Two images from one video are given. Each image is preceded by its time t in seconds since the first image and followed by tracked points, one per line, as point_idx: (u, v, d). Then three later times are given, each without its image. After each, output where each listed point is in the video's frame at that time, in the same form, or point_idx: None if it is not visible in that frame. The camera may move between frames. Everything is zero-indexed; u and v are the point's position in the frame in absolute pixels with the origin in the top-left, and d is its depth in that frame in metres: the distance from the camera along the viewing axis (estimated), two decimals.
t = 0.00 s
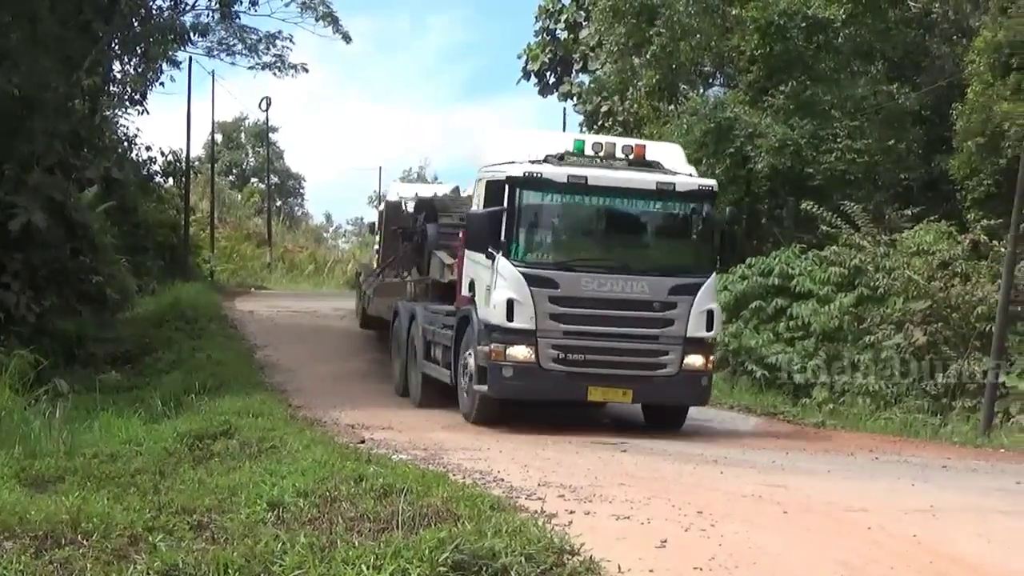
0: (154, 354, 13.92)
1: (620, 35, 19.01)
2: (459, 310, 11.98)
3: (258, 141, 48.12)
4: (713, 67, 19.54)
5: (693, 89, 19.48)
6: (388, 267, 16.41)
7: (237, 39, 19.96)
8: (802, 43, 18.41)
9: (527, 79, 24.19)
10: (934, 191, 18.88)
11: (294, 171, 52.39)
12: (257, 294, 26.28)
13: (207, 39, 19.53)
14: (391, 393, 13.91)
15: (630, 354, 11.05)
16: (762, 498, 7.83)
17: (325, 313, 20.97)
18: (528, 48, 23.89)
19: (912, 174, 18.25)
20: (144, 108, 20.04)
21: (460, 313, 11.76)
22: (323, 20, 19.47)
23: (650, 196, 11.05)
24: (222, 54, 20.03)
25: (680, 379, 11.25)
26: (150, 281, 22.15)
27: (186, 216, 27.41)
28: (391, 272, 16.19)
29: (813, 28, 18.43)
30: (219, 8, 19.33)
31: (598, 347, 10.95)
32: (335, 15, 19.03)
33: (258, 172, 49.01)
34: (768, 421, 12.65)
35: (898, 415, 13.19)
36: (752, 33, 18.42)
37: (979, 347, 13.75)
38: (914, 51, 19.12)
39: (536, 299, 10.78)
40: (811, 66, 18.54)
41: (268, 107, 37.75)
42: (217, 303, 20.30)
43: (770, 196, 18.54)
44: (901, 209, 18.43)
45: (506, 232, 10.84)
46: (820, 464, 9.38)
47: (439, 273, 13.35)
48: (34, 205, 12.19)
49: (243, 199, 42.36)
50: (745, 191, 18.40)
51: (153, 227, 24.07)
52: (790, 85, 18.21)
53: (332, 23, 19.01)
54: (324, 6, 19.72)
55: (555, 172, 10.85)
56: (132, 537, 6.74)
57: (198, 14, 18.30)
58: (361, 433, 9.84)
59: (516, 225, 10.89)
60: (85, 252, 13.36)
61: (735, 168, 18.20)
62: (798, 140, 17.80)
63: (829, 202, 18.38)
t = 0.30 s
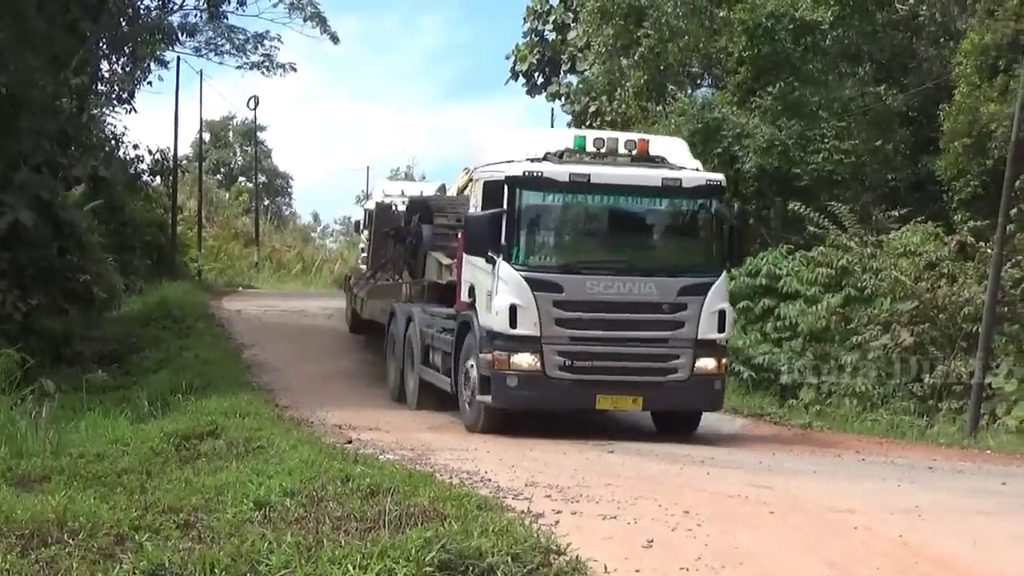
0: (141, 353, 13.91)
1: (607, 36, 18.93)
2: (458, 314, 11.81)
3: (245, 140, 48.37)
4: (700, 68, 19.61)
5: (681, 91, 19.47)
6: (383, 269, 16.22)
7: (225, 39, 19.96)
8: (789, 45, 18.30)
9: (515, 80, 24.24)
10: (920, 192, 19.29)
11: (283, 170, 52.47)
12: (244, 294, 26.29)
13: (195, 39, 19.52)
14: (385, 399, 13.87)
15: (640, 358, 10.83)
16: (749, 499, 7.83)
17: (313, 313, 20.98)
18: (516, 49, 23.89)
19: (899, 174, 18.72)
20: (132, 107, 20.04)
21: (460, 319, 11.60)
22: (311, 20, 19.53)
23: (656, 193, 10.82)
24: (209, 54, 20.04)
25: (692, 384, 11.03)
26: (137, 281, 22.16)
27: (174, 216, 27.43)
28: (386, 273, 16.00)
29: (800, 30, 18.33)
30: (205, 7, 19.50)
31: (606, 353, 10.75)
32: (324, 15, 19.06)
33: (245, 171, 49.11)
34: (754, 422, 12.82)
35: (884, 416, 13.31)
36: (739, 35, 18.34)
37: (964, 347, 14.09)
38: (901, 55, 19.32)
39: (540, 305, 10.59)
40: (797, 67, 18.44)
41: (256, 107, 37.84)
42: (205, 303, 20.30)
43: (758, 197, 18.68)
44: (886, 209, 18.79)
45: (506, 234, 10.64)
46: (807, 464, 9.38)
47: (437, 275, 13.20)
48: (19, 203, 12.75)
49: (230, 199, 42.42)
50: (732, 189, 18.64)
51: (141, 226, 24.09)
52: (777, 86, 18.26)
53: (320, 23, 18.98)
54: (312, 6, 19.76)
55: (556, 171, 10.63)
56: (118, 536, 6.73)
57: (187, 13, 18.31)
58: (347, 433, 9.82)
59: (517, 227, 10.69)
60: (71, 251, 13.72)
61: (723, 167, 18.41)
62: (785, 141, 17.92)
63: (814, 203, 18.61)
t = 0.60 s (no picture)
0: (125, 353, 13.88)
1: (593, 37, 19.30)
2: (464, 314, 11.70)
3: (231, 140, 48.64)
4: (686, 70, 19.65)
5: (666, 92, 19.68)
6: (376, 273, 16.01)
7: (210, 38, 20.53)
8: (774, 46, 18.41)
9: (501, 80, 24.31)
10: (907, 195, 19.39)
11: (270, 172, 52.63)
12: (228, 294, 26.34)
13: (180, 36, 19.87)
14: (381, 405, 13.73)
15: (656, 360, 10.61)
16: (732, 500, 7.81)
17: (299, 313, 21.01)
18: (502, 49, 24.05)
19: (884, 177, 18.88)
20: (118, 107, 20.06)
21: (465, 320, 11.47)
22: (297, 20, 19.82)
23: (675, 186, 10.60)
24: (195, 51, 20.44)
25: (712, 388, 10.83)
26: (122, 281, 22.17)
27: (159, 216, 27.48)
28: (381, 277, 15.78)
29: (786, 32, 18.49)
30: (192, 6, 19.98)
31: (623, 355, 10.52)
32: (311, 15, 19.12)
33: (231, 171, 49.26)
34: (739, 425, 13.44)
35: (868, 418, 13.57)
36: (726, 36, 18.42)
37: (949, 350, 14.27)
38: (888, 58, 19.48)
39: (553, 305, 10.36)
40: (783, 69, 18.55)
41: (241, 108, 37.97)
42: (190, 303, 20.29)
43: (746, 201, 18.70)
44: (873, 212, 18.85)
45: (518, 230, 10.41)
46: (791, 466, 9.39)
47: (435, 275, 13.11)
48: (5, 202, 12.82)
49: (216, 199, 42.53)
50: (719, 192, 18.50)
51: (126, 226, 24.14)
52: (763, 89, 18.36)
53: (307, 24, 19.02)
54: (299, 6, 19.86)
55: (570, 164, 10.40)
56: (100, 536, 6.71)
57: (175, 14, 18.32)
58: (331, 434, 9.80)
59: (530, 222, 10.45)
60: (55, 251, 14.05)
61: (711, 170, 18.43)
62: (770, 143, 18.01)
63: (800, 206, 18.67)
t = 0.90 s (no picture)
0: (110, 353, 13.84)
1: (579, 38, 19.31)
2: (473, 313, 11.55)
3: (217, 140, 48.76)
4: (672, 71, 19.57)
5: (652, 93, 19.45)
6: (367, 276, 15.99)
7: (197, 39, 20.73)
8: (761, 49, 18.54)
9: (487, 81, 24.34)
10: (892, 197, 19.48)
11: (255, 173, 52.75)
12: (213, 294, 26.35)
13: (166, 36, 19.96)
14: (378, 409, 13.69)
15: (675, 365, 10.41)
16: (715, 502, 7.81)
17: (284, 314, 21.03)
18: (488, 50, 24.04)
19: (869, 179, 18.99)
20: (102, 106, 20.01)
21: (475, 318, 11.29)
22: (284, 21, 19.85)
23: (700, 183, 10.43)
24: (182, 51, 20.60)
25: (733, 395, 10.59)
26: (107, 281, 22.16)
27: (144, 216, 27.49)
28: (373, 281, 15.70)
29: (772, 34, 18.56)
30: (177, 6, 20.00)
31: (641, 358, 10.32)
32: (296, 15, 19.04)
33: (216, 171, 49.33)
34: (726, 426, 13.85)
35: (853, 419, 13.78)
36: (712, 38, 18.45)
37: (932, 352, 14.43)
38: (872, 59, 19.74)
39: (570, 304, 10.18)
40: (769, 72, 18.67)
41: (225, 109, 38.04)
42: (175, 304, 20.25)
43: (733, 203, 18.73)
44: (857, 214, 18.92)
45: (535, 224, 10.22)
46: (775, 467, 9.41)
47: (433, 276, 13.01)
48: None
49: (201, 199, 42.59)
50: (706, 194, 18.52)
51: (111, 226, 24.14)
52: (749, 91, 18.51)
53: (292, 24, 18.96)
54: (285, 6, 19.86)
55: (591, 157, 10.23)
56: (84, 537, 6.69)
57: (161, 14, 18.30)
58: (315, 435, 9.78)
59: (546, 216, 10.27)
60: (41, 248, 14.89)
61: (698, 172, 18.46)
62: (756, 144, 18.07)
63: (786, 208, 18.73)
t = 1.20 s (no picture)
0: (91, 353, 13.78)
1: (562, 40, 18.95)
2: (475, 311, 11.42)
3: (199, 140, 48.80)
4: (655, 73, 19.22)
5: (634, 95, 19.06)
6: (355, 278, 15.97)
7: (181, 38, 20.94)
8: (743, 51, 18.51)
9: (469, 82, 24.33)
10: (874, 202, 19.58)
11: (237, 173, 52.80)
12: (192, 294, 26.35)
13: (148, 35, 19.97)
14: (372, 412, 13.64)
15: (692, 362, 10.26)
16: (694, 504, 7.80)
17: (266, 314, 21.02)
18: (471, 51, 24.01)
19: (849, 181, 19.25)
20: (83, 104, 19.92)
21: (480, 316, 11.08)
22: (266, 20, 19.79)
23: (718, 171, 10.32)
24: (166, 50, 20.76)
25: (756, 395, 10.45)
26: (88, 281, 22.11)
27: (126, 215, 27.46)
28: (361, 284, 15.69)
29: (754, 37, 18.49)
30: (159, 6, 19.96)
31: (657, 356, 10.18)
32: (277, 15, 18.95)
33: (199, 171, 49.32)
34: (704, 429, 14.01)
35: (834, 421, 13.96)
36: (694, 41, 18.35)
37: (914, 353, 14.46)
38: (852, 63, 20.40)
39: (584, 300, 10.00)
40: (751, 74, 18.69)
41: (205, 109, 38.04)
42: (156, 304, 20.19)
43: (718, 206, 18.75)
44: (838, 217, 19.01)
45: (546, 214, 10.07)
46: (757, 470, 9.43)
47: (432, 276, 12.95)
48: None
49: (182, 199, 42.61)
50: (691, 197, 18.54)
51: (91, 225, 24.08)
52: (730, 94, 18.59)
53: (275, 23, 18.93)
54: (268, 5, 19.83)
55: (605, 144, 10.10)
56: (62, 537, 6.67)
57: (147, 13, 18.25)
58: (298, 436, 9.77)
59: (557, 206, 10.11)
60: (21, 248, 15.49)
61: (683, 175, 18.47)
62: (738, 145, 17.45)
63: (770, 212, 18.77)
